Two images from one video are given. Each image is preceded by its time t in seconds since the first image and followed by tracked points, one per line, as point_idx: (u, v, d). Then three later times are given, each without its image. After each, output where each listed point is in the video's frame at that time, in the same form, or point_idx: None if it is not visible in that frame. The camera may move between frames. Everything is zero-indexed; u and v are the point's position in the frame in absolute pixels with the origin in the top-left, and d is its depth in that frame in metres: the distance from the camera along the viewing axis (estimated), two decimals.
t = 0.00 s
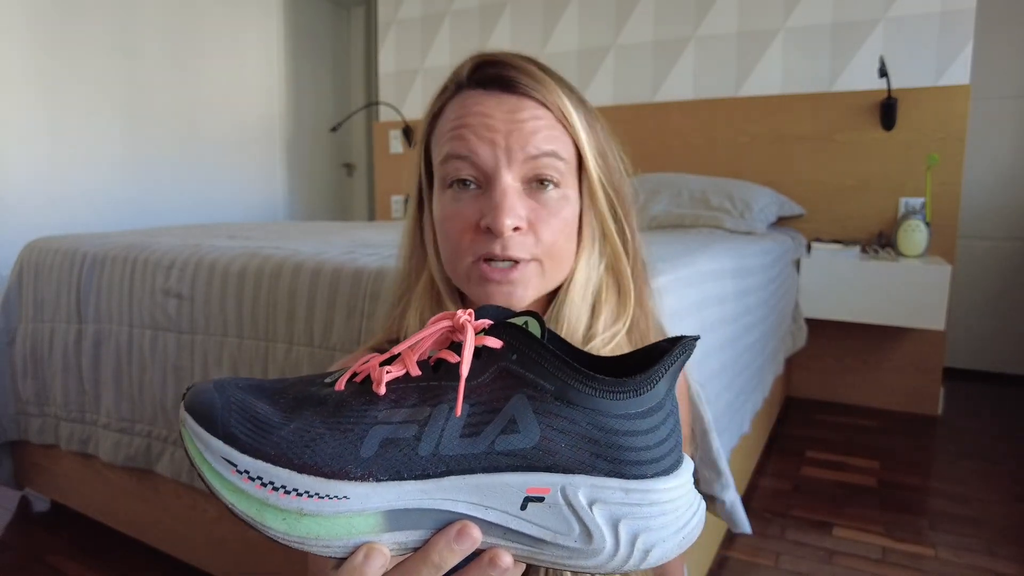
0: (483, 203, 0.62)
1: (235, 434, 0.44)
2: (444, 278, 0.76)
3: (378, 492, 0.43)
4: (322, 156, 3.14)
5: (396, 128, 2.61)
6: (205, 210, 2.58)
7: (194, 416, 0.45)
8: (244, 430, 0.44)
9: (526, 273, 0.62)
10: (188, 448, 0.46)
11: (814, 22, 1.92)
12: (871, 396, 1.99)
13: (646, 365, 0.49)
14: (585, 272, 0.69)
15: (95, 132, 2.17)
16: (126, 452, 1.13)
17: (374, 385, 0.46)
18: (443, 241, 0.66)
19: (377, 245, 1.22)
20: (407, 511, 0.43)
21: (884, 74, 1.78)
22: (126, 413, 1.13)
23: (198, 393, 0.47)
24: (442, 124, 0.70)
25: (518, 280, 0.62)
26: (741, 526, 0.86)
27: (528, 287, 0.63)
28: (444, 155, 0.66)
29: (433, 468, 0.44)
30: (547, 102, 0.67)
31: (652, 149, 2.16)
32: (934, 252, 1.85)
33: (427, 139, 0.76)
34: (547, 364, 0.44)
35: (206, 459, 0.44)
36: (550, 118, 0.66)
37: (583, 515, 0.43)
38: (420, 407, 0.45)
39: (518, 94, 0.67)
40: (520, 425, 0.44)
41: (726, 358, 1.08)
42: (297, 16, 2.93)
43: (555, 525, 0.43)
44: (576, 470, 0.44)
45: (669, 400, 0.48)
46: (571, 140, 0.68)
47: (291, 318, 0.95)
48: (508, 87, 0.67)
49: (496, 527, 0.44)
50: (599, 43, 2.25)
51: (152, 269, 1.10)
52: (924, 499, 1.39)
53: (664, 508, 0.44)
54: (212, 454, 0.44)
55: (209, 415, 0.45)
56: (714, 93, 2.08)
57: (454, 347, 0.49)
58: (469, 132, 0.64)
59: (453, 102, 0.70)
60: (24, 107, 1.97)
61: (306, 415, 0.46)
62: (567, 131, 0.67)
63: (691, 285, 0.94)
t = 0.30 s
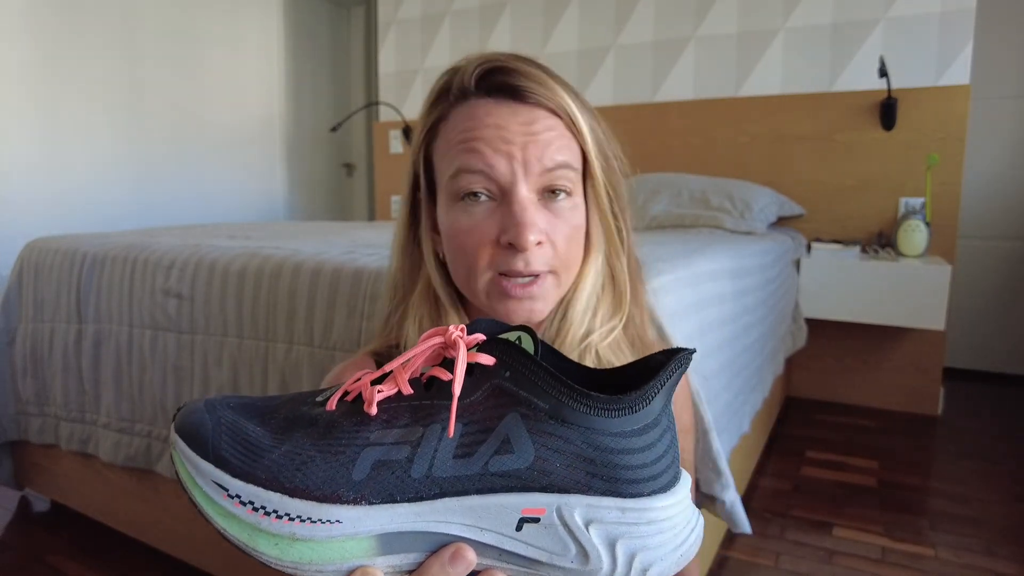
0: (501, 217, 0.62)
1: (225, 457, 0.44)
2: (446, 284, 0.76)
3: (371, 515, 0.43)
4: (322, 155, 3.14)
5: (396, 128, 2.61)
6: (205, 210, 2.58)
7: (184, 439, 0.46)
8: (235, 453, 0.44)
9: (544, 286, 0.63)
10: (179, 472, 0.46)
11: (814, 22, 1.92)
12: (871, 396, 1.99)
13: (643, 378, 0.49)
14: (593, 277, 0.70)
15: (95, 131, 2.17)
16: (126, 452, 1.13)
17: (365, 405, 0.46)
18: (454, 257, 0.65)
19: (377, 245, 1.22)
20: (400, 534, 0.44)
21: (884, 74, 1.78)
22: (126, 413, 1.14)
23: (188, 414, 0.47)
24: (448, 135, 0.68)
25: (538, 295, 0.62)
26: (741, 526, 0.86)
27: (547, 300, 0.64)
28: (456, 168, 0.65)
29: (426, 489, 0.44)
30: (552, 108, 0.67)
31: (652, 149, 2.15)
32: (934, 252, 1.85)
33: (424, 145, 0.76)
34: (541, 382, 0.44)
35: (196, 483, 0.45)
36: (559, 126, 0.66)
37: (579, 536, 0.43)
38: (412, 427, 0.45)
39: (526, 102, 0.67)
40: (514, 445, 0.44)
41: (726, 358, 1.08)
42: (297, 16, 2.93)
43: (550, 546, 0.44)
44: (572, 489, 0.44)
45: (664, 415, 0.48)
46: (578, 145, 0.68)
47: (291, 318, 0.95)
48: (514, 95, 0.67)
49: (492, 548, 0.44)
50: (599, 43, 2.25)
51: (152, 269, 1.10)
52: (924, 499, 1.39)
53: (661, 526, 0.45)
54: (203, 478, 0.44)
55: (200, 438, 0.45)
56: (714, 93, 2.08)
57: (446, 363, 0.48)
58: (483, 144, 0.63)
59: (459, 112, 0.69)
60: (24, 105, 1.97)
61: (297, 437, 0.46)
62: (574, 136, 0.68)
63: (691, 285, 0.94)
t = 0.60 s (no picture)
0: (482, 210, 0.62)
1: (213, 470, 0.44)
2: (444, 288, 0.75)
3: (359, 530, 0.43)
4: (322, 155, 3.14)
5: (396, 129, 2.61)
6: (205, 210, 2.58)
7: (172, 449, 0.46)
8: (223, 466, 0.44)
9: (524, 282, 0.62)
10: (167, 482, 0.46)
11: (814, 22, 1.92)
12: (870, 397, 1.99)
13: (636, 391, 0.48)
14: (583, 279, 0.70)
15: (94, 130, 2.17)
16: (126, 452, 1.12)
17: (353, 418, 0.46)
18: (441, 251, 0.66)
19: (377, 245, 1.22)
20: (388, 548, 0.44)
21: (884, 74, 1.78)
22: (127, 413, 1.14)
23: (177, 424, 0.47)
24: (437, 129, 0.70)
25: (517, 290, 0.62)
26: (741, 526, 0.86)
27: (529, 295, 0.63)
28: (441, 161, 0.66)
29: (414, 505, 0.44)
30: (545, 105, 0.67)
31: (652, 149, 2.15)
32: (934, 252, 1.85)
33: (423, 145, 0.76)
34: (530, 397, 0.44)
35: (185, 495, 0.45)
36: (548, 122, 0.66)
37: (568, 553, 0.44)
38: (401, 440, 0.45)
39: (518, 98, 0.66)
40: (503, 460, 0.44)
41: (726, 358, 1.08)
42: (297, 16, 2.93)
43: (540, 562, 0.44)
44: (562, 505, 0.44)
45: (657, 430, 0.47)
46: (570, 144, 0.68)
47: (291, 317, 0.95)
48: (505, 91, 0.67)
49: (481, 563, 0.45)
50: (599, 43, 2.25)
51: (152, 269, 1.10)
52: (924, 499, 1.39)
53: (652, 542, 0.45)
54: (190, 490, 0.44)
55: (187, 449, 0.45)
56: (714, 92, 2.08)
57: (437, 373, 0.48)
58: (467, 138, 0.64)
59: (449, 106, 0.70)
60: (24, 104, 1.97)
61: (285, 449, 0.46)
62: (566, 134, 0.67)
63: (691, 285, 0.94)
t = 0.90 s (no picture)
0: (476, 210, 0.63)
1: (212, 444, 0.44)
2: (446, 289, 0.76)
3: (359, 502, 0.43)
4: (322, 155, 3.14)
5: (396, 128, 2.61)
6: (205, 210, 2.58)
7: (171, 426, 0.45)
8: (222, 440, 0.44)
9: (523, 275, 0.64)
10: (164, 459, 0.45)
11: (814, 22, 1.92)
12: (871, 396, 1.99)
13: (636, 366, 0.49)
14: (587, 276, 0.70)
15: (94, 130, 2.17)
16: (126, 452, 1.13)
17: (354, 392, 0.46)
18: (439, 249, 0.67)
19: (377, 245, 1.22)
20: (389, 521, 0.44)
21: (884, 74, 1.78)
22: (127, 413, 1.14)
23: (176, 402, 0.46)
24: (434, 128, 0.70)
25: (517, 283, 0.63)
26: (741, 526, 0.86)
27: (528, 289, 0.64)
28: (437, 160, 0.66)
29: (416, 475, 0.44)
30: (543, 105, 0.66)
31: (653, 149, 2.15)
32: (934, 252, 1.85)
33: (422, 144, 0.76)
34: (531, 367, 0.44)
35: (181, 471, 0.44)
36: (546, 121, 0.66)
37: (572, 523, 0.43)
38: (401, 413, 0.45)
39: (514, 98, 0.66)
40: (504, 430, 0.44)
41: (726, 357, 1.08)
42: (297, 16, 2.93)
43: (542, 532, 0.44)
44: (564, 475, 0.44)
45: (659, 402, 0.48)
46: (569, 144, 0.67)
47: (291, 318, 0.95)
48: (501, 90, 0.67)
49: (483, 536, 0.44)
50: (599, 43, 2.25)
51: (151, 268, 1.10)
52: (924, 499, 1.39)
53: (656, 512, 0.45)
54: (188, 465, 0.44)
55: (186, 425, 0.44)
56: (714, 93, 2.08)
57: (437, 350, 0.49)
58: (461, 137, 0.64)
59: (445, 106, 0.70)
60: (23, 104, 1.97)
61: (284, 424, 0.46)
62: (564, 133, 0.67)
63: (692, 285, 0.94)
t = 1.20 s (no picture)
0: (472, 221, 0.63)
1: (207, 470, 0.43)
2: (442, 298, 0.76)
3: (358, 525, 0.43)
4: (322, 155, 3.14)
5: (396, 128, 2.61)
6: (206, 210, 2.58)
7: (164, 453, 0.45)
8: (217, 466, 0.44)
9: (522, 289, 0.64)
10: (159, 486, 0.45)
11: (814, 22, 1.92)
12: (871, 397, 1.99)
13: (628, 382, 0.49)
14: (590, 286, 0.70)
15: (94, 129, 2.17)
16: (126, 452, 1.13)
17: (349, 414, 0.46)
18: (437, 260, 0.67)
19: (377, 245, 1.22)
20: (388, 543, 0.44)
21: (884, 74, 1.78)
22: (127, 413, 1.14)
23: (168, 427, 0.46)
24: (431, 135, 0.70)
25: (513, 297, 0.63)
26: (741, 526, 0.86)
27: (523, 303, 0.64)
28: (433, 171, 0.66)
29: (414, 497, 0.44)
30: (538, 112, 0.66)
31: (653, 149, 2.15)
32: (934, 252, 1.85)
33: (416, 151, 0.77)
34: (526, 386, 0.45)
35: (178, 498, 0.44)
36: (542, 128, 0.66)
37: (569, 541, 0.44)
38: (398, 435, 0.45)
39: (510, 105, 0.66)
40: (501, 450, 0.44)
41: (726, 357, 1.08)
42: (297, 16, 2.93)
43: (540, 551, 0.44)
44: (561, 493, 0.44)
45: (651, 416, 0.48)
46: (566, 152, 0.67)
47: (291, 318, 0.95)
48: (497, 97, 0.67)
49: (481, 554, 0.45)
50: (600, 43, 2.25)
51: (151, 269, 1.10)
52: (924, 499, 1.39)
53: (651, 527, 0.45)
54: (184, 492, 0.44)
55: (180, 451, 0.44)
56: (714, 92, 2.08)
57: (431, 369, 0.49)
58: (457, 148, 0.64)
59: (441, 113, 0.70)
60: (23, 104, 1.97)
61: (280, 447, 0.45)
62: (561, 141, 0.67)
63: (691, 285, 0.94)
